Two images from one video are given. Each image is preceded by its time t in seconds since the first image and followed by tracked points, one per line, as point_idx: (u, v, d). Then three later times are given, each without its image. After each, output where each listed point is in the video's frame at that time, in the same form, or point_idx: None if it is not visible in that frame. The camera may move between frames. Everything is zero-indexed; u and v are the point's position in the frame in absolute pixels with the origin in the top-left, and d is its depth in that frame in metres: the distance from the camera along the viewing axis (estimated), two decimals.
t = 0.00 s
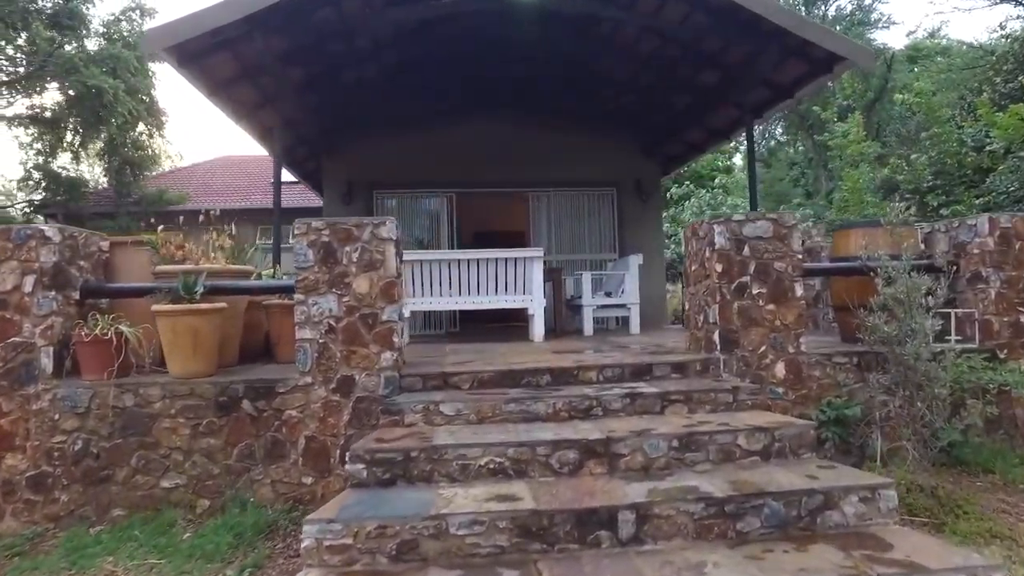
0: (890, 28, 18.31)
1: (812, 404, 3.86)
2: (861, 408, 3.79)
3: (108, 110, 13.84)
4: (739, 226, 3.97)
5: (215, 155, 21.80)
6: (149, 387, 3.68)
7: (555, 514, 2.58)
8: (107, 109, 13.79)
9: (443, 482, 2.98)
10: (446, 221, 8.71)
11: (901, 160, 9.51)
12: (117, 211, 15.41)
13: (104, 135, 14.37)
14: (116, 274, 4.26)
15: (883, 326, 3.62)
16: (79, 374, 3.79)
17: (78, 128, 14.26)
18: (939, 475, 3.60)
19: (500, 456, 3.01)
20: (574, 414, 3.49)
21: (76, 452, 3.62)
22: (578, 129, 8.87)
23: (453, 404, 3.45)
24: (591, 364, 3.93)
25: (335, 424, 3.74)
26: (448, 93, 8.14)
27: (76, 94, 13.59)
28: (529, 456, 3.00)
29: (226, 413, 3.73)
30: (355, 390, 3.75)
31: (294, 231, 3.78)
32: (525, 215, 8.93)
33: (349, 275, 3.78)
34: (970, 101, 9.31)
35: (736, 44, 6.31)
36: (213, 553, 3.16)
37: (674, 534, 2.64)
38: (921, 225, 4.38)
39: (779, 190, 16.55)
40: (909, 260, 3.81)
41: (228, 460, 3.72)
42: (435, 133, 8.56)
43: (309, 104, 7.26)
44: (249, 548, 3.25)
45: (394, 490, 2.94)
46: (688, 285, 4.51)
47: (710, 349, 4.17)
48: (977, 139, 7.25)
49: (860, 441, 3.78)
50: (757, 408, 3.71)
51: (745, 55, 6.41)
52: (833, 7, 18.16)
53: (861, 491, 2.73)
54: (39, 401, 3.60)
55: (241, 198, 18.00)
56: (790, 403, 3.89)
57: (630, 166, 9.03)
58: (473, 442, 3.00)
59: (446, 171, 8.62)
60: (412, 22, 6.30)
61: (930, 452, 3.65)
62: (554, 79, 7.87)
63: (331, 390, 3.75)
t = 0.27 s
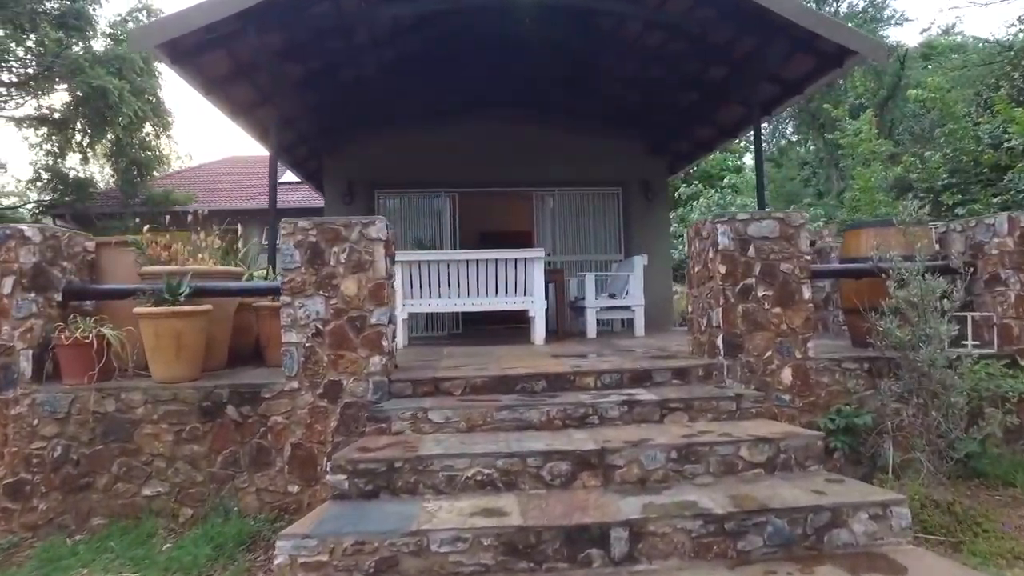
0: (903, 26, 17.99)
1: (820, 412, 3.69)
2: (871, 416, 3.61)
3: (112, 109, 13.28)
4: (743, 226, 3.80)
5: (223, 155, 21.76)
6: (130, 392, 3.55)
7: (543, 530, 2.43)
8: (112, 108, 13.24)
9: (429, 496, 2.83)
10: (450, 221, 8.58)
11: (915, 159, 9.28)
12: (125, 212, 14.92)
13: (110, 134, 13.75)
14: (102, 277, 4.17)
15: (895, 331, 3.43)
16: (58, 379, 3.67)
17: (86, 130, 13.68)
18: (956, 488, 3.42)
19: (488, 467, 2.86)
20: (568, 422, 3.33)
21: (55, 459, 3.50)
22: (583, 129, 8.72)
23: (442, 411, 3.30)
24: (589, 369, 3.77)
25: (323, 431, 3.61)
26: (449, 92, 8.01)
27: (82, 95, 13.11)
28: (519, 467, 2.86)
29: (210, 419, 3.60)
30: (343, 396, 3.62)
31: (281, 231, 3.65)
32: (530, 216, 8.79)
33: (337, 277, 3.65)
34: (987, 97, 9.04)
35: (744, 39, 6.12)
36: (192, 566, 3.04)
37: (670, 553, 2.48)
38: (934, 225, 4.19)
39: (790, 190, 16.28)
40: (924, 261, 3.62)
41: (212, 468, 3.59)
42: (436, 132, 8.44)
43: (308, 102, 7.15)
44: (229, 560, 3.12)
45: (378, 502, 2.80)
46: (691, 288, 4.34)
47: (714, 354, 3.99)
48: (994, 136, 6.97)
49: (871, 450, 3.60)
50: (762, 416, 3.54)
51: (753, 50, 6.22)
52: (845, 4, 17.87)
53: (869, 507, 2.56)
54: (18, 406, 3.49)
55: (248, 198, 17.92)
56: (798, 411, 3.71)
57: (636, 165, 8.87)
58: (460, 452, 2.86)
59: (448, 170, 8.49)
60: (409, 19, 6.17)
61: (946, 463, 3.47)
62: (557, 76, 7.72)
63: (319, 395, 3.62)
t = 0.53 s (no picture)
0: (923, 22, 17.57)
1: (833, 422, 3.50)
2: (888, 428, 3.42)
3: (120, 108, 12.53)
4: (752, 226, 3.61)
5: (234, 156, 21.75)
6: (113, 399, 3.43)
7: (532, 552, 2.26)
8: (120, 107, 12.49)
9: (416, 512, 2.67)
10: (455, 222, 8.44)
11: (935, 158, 8.98)
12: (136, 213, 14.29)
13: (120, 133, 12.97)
14: (92, 279, 4.08)
15: (914, 338, 3.22)
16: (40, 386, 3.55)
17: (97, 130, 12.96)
18: (981, 505, 3.20)
19: (477, 482, 2.70)
20: (565, 432, 3.16)
21: (35, 467, 3.39)
22: (591, 128, 8.54)
23: (432, 421, 3.15)
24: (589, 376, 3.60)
25: (312, 440, 3.47)
26: (458, 91, 7.90)
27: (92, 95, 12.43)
28: (510, 481, 2.69)
29: (195, 427, 3.47)
30: (332, 403, 3.47)
31: (269, 232, 3.52)
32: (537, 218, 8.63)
33: (326, 280, 3.52)
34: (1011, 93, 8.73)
35: (756, 34, 5.91)
36: None
37: None
38: (955, 225, 3.97)
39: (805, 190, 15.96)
40: (947, 263, 3.40)
41: (197, 477, 3.46)
42: (441, 131, 8.31)
43: (310, 102, 7.05)
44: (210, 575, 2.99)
45: (361, 519, 2.64)
46: (699, 291, 4.14)
47: (722, 360, 3.80)
48: (1019, 134, 6.71)
49: (889, 463, 3.40)
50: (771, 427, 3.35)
51: (764, 46, 6.01)
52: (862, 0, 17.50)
53: (886, 530, 2.36)
54: None
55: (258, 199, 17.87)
56: (810, 421, 3.52)
57: (646, 165, 8.67)
58: (448, 466, 2.70)
59: (456, 171, 8.36)
60: (410, 16, 6.03)
61: (970, 479, 3.26)
62: (567, 73, 7.53)
63: (307, 403, 3.48)
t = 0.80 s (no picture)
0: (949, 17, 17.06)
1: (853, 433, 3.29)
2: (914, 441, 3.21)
3: (135, 112, 11.47)
4: (767, 225, 3.40)
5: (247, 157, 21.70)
6: (98, 404, 3.31)
7: None
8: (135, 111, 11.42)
9: (404, 530, 2.50)
10: (464, 223, 8.29)
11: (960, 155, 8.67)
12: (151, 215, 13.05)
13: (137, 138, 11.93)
14: (84, 281, 3.99)
15: (942, 344, 3.00)
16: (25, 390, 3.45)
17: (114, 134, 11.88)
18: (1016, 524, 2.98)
19: (470, 498, 2.53)
20: (566, 443, 2.98)
21: (19, 474, 3.29)
22: (601, 126, 8.35)
23: (426, 430, 2.98)
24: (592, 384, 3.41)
25: (303, 448, 3.33)
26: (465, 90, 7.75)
27: (105, 97, 11.36)
28: (505, 497, 2.52)
29: (182, 433, 3.34)
30: (324, 410, 3.33)
31: (260, 231, 3.38)
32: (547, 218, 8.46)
33: (319, 282, 3.37)
34: None
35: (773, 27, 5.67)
36: None
37: None
38: (985, 223, 3.74)
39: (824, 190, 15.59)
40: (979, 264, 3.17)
41: (185, 486, 3.34)
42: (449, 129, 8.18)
43: (316, 101, 6.91)
44: None
45: (345, 535, 2.49)
46: (711, 293, 3.93)
47: (735, 366, 3.59)
48: None
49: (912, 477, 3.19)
50: (786, 438, 3.15)
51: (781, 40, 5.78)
52: None
53: (913, 555, 2.16)
54: None
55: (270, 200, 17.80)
56: (830, 431, 3.30)
57: (658, 163, 8.46)
58: (438, 480, 2.54)
59: (464, 170, 8.22)
60: (414, 12, 5.90)
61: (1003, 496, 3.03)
62: (577, 71, 7.35)
63: (299, 409, 3.33)
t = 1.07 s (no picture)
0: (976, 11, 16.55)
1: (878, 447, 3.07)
2: (945, 456, 2.99)
3: (150, 114, 11.15)
4: (786, 224, 3.18)
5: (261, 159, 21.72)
6: (83, 410, 3.19)
7: None
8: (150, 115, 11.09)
9: (392, 550, 2.33)
10: (473, 223, 8.12)
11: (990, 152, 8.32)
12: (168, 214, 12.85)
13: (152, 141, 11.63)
14: (74, 281, 3.90)
15: (978, 352, 2.76)
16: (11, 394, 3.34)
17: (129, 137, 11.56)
18: None
19: (463, 517, 2.35)
20: (568, 456, 2.79)
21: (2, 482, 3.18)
22: (614, 123, 8.13)
23: (419, 440, 2.82)
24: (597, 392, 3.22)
25: (294, 458, 3.17)
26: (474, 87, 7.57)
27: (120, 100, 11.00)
28: (499, 515, 2.35)
29: (169, 441, 3.21)
30: (316, 418, 3.17)
31: (250, 231, 3.23)
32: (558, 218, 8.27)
33: (311, 284, 3.22)
34: None
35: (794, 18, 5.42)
36: None
37: None
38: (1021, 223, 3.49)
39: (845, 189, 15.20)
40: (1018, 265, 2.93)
41: (172, 496, 3.20)
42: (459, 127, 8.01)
43: (321, 99, 6.77)
44: None
45: (327, 554, 2.33)
46: (726, 296, 3.71)
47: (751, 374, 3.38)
48: None
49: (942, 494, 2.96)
50: (805, 452, 2.94)
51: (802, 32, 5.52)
52: None
53: None
54: None
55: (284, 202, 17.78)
56: (853, 444, 3.08)
57: (673, 161, 8.22)
58: (428, 496, 2.37)
59: (473, 170, 8.06)
60: (419, 6, 5.73)
61: None
62: (588, 67, 7.13)
63: (290, 417, 3.18)
